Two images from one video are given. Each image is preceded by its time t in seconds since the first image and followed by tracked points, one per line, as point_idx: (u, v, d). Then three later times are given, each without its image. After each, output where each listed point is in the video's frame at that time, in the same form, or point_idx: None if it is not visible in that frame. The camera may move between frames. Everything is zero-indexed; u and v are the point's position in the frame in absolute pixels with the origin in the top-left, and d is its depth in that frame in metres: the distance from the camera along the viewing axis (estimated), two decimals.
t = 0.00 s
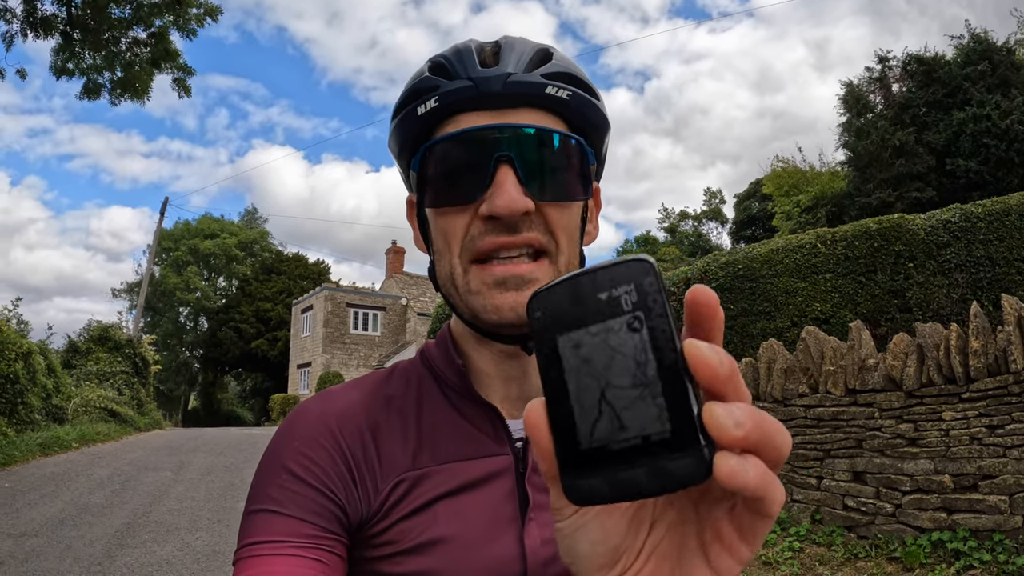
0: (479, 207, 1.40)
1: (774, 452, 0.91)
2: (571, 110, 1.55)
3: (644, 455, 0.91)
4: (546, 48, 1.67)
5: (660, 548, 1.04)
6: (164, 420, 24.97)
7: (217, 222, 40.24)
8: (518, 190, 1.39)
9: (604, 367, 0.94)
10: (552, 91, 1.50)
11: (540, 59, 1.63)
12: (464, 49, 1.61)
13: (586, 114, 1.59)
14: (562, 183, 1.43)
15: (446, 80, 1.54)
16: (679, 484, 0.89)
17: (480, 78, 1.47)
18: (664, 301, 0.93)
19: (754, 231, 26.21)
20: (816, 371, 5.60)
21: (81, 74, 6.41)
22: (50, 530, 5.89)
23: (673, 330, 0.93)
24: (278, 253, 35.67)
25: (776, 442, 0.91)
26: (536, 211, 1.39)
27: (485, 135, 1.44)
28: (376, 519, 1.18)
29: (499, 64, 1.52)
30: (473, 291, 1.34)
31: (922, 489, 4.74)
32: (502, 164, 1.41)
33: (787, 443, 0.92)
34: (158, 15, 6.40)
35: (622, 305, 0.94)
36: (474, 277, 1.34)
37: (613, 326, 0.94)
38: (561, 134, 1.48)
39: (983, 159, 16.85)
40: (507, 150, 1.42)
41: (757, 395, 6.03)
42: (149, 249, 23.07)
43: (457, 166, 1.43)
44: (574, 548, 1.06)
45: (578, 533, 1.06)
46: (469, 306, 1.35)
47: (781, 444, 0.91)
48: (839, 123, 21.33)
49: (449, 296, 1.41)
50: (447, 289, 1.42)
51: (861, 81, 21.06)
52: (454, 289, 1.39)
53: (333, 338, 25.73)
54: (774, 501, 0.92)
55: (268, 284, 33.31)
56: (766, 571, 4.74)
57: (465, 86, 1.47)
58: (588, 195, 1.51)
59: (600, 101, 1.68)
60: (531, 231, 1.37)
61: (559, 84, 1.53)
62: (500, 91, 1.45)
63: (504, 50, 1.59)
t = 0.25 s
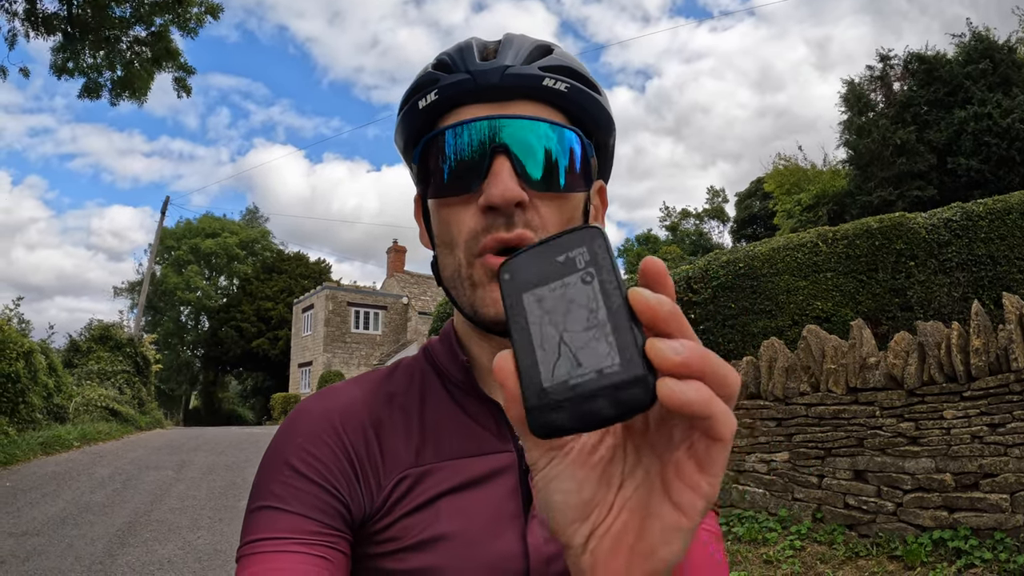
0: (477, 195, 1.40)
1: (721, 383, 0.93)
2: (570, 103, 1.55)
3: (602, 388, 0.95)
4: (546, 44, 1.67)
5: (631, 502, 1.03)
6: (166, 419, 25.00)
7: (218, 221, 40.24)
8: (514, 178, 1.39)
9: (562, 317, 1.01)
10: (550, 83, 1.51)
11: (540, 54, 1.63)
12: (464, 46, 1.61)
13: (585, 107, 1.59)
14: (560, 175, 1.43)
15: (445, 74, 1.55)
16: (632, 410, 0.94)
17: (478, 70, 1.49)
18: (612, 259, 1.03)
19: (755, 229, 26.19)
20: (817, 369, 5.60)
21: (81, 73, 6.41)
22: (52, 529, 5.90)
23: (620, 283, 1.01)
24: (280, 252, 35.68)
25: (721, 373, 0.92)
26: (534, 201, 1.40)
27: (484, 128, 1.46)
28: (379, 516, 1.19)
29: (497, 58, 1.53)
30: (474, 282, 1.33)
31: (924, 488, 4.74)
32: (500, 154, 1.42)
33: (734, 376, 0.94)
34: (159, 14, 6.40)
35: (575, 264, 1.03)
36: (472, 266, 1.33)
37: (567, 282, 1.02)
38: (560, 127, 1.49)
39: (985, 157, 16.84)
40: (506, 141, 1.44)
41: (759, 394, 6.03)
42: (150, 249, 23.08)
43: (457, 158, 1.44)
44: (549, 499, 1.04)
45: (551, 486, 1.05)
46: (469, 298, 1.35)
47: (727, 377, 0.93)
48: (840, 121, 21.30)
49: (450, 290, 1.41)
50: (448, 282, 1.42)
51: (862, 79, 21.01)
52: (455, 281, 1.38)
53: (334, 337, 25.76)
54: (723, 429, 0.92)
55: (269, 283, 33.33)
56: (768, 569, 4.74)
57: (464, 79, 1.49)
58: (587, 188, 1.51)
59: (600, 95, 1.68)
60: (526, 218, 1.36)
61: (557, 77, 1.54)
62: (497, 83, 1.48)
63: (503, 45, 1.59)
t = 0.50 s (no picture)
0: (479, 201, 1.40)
1: (728, 418, 0.92)
2: (573, 105, 1.54)
3: (598, 427, 0.93)
4: (548, 44, 1.66)
5: (627, 534, 1.02)
6: (167, 419, 25.01)
7: (219, 220, 40.27)
8: (517, 182, 1.38)
9: (553, 347, 0.97)
10: (553, 86, 1.50)
11: (542, 55, 1.62)
12: (466, 45, 1.60)
13: (587, 109, 1.58)
14: (561, 178, 1.42)
15: (447, 73, 1.53)
16: (633, 453, 0.91)
17: (481, 71, 1.47)
18: (606, 284, 0.99)
19: (756, 228, 26.17)
20: (818, 369, 5.59)
21: (82, 73, 6.41)
22: (53, 529, 5.90)
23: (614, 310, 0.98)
24: (281, 252, 35.70)
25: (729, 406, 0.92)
26: (535, 205, 1.39)
27: (486, 129, 1.44)
28: (374, 519, 1.18)
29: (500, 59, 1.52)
30: (475, 286, 1.33)
31: (925, 488, 4.73)
32: (501, 157, 1.41)
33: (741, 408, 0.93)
34: (160, 13, 6.39)
35: (567, 289, 0.99)
36: (476, 271, 1.33)
37: (559, 308, 0.98)
38: (561, 129, 1.48)
39: (986, 156, 16.82)
40: (506, 144, 1.42)
41: (760, 393, 6.02)
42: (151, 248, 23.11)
43: (459, 159, 1.43)
44: (542, 537, 1.03)
45: (543, 522, 1.03)
46: (470, 302, 1.34)
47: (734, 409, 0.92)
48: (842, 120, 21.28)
49: (450, 292, 1.41)
50: (449, 284, 1.41)
51: (863, 78, 20.98)
52: (456, 284, 1.38)
53: (336, 336, 25.78)
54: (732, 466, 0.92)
55: (270, 283, 33.35)
56: (769, 570, 4.73)
57: (465, 80, 1.47)
58: (589, 190, 1.51)
59: (601, 96, 1.67)
60: (529, 224, 1.36)
61: (560, 79, 1.53)
62: (500, 85, 1.46)
63: (506, 46, 1.58)
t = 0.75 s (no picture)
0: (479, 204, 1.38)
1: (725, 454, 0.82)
2: (571, 103, 1.54)
3: (590, 436, 0.81)
4: (545, 42, 1.67)
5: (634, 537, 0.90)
6: (169, 418, 25.06)
7: (221, 220, 40.30)
8: (518, 182, 1.37)
9: (564, 346, 0.84)
10: (551, 84, 1.50)
11: (540, 53, 1.63)
12: (462, 45, 1.61)
13: (585, 107, 1.59)
14: (563, 177, 1.42)
15: (444, 75, 1.54)
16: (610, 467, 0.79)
17: (479, 71, 1.47)
18: (627, 286, 0.81)
19: (758, 227, 26.15)
20: (820, 368, 5.59)
21: (85, 73, 6.41)
22: (56, 528, 5.92)
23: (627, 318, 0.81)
24: (283, 251, 35.72)
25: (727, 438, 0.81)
26: (537, 206, 1.38)
27: (485, 129, 1.44)
28: (379, 519, 1.18)
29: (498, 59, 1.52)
30: (478, 290, 1.32)
31: (927, 487, 4.72)
32: (502, 159, 1.40)
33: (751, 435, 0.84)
34: (162, 12, 6.39)
35: (588, 287, 0.82)
36: (479, 275, 1.32)
37: (575, 307, 0.83)
38: (562, 127, 1.47)
39: (988, 155, 16.80)
40: (508, 145, 1.41)
41: (762, 392, 6.01)
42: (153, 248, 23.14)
43: (457, 161, 1.43)
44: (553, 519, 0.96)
45: (556, 506, 0.95)
46: (474, 304, 1.33)
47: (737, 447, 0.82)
48: (843, 119, 21.24)
49: (453, 294, 1.40)
50: (451, 286, 1.41)
51: (865, 76, 20.94)
52: (459, 287, 1.38)
53: (338, 335, 25.79)
54: (717, 513, 0.81)
55: (272, 282, 33.38)
56: (770, 569, 4.73)
57: (463, 81, 1.48)
58: (589, 188, 1.50)
59: (599, 93, 1.68)
60: (531, 225, 1.35)
61: (559, 78, 1.53)
62: (498, 85, 1.46)
63: (503, 44, 1.58)
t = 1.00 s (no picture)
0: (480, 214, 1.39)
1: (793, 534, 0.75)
2: (561, 101, 1.54)
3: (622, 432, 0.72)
4: (530, 38, 1.66)
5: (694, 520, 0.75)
6: (171, 417, 25.09)
7: (222, 220, 40.35)
8: (518, 192, 1.39)
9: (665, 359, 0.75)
10: (544, 85, 1.49)
11: (526, 50, 1.62)
12: (445, 45, 1.58)
13: (575, 104, 1.58)
14: (559, 179, 1.43)
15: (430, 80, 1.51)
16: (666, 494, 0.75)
17: (469, 76, 1.43)
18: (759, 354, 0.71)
19: (760, 226, 26.13)
20: (822, 367, 5.58)
21: (86, 73, 6.42)
22: (58, 527, 5.94)
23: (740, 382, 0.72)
24: (284, 251, 35.76)
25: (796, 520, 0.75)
26: (538, 212, 1.39)
27: (479, 136, 1.42)
28: (378, 517, 1.18)
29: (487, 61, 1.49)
30: (481, 301, 1.33)
31: (928, 486, 4.72)
32: (500, 165, 1.40)
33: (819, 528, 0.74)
34: (163, 12, 6.39)
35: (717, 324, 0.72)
36: (483, 290, 1.33)
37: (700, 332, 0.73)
38: (555, 128, 1.48)
39: (989, 153, 16.77)
40: (504, 153, 1.41)
41: (763, 391, 6.01)
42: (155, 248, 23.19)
43: (452, 171, 1.42)
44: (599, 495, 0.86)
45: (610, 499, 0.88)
46: (475, 316, 1.34)
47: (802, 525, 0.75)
48: (844, 118, 21.23)
49: (452, 303, 1.40)
50: (450, 296, 1.41)
51: (867, 75, 20.92)
52: (460, 298, 1.38)
53: (339, 335, 25.81)
54: None
55: (274, 282, 33.42)
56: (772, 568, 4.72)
57: (452, 86, 1.44)
58: (583, 186, 1.51)
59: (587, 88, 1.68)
60: (533, 233, 1.36)
61: (549, 77, 1.52)
62: (491, 89, 1.43)
63: (490, 43, 1.57)
